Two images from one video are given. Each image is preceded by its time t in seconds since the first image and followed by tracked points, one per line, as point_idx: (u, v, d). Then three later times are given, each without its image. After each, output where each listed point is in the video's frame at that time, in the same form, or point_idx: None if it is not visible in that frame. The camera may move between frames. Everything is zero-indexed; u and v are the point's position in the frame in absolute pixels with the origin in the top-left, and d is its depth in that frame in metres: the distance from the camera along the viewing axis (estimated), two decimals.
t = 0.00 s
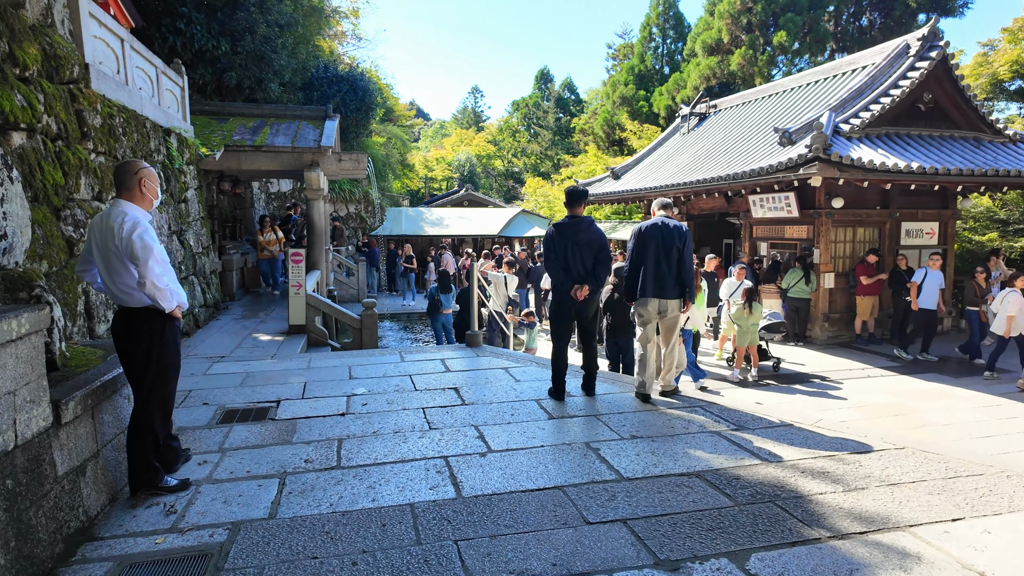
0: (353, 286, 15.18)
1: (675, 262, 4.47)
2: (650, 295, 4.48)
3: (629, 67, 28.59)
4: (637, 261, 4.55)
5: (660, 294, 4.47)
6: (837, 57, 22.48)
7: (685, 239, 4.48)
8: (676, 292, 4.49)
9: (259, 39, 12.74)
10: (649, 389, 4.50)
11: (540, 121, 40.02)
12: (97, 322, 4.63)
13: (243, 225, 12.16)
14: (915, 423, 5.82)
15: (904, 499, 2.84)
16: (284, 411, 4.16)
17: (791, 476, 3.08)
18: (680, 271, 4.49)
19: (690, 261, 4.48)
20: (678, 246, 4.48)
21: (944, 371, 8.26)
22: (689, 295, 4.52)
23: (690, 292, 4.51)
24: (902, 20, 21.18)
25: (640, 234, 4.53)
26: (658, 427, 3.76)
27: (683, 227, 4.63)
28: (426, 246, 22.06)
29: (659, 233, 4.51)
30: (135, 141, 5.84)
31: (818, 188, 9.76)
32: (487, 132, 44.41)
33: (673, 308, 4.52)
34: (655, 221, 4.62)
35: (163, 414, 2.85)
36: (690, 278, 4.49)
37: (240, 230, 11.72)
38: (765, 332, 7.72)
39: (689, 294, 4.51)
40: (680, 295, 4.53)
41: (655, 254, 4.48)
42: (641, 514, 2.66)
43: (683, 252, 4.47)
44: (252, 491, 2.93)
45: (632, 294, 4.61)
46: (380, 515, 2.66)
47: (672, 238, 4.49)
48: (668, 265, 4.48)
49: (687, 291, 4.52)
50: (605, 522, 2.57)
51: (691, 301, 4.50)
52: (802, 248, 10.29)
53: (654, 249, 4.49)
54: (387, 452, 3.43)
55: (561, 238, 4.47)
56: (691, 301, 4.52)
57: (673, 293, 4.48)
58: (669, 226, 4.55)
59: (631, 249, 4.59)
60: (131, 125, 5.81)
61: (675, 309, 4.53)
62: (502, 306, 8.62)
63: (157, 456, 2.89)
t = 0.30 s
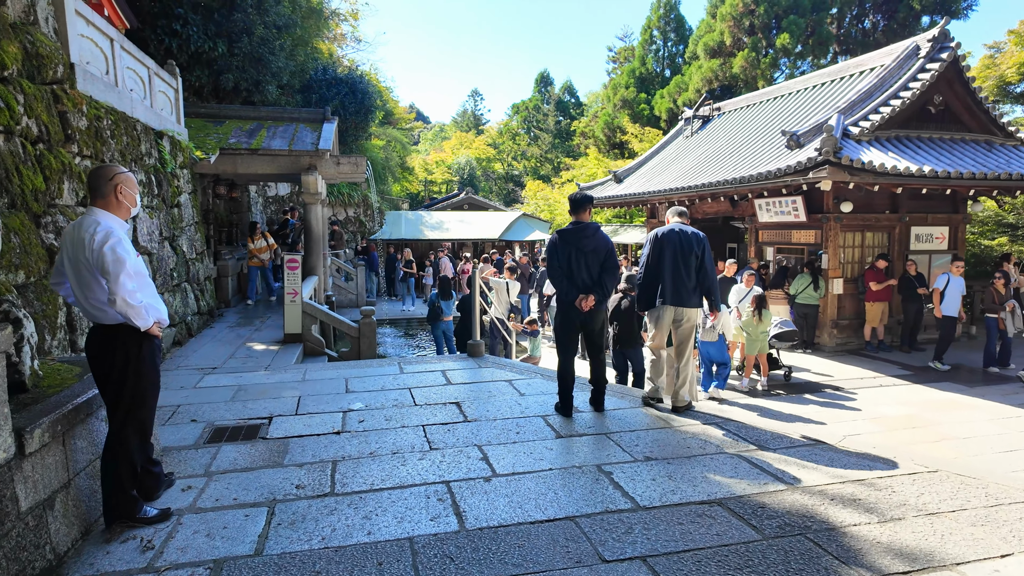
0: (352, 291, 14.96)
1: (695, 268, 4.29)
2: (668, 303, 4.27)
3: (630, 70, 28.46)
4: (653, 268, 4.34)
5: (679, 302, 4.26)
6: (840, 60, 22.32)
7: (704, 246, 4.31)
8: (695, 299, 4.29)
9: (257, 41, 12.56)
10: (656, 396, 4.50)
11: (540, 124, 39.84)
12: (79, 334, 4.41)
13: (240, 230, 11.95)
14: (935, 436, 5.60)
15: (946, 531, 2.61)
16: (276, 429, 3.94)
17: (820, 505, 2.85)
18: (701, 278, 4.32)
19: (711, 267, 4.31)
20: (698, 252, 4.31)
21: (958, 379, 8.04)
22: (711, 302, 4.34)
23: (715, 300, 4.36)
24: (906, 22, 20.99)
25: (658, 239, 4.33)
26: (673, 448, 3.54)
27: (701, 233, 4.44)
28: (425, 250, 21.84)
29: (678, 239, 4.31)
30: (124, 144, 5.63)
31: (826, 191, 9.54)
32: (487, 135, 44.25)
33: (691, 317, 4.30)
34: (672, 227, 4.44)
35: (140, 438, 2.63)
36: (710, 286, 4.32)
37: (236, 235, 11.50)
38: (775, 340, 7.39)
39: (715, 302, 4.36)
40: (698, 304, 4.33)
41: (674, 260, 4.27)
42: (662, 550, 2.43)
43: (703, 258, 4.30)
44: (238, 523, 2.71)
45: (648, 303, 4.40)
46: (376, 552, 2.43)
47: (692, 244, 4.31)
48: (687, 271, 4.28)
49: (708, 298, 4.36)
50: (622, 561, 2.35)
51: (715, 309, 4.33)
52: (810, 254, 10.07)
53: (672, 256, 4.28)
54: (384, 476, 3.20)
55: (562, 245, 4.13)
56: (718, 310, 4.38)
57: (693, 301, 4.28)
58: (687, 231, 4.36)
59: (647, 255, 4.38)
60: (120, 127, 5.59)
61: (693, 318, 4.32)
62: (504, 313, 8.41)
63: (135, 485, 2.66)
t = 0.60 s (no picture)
0: (349, 293, 14.72)
1: (696, 270, 3.99)
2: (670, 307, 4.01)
3: (630, 69, 28.24)
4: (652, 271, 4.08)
5: (681, 306, 3.99)
6: (843, 58, 22.08)
7: (705, 247, 4.02)
8: (699, 301, 4.00)
9: (252, 38, 12.32)
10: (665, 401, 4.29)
11: (540, 125, 39.59)
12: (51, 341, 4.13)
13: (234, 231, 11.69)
14: (955, 446, 5.34)
15: (994, 563, 2.36)
16: (259, 444, 3.68)
17: (851, 531, 2.60)
18: (703, 281, 4.01)
19: (714, 268, 4.01)
20: (699, 253, 4.01)
21: (973, 384, 7.78)
22: (717, 306, 4.03)
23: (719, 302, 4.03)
24: (910, 21, 20.74)
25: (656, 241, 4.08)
26: (687, 466, 3.28)
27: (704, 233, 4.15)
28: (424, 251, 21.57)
29: (677, 241, 4.04)
30: (107, 141, 5.37)
31: (835, 191, 9.28)
32: (486, 137, 44.01)
33: (694, 321, 4.02)
34: (673, 227, 4.17)
35: (99, 458, 2.39)
36: (714, 288, 4.00)
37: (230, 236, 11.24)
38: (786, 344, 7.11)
39: (716, 303, 4.01)
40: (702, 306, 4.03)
41: (674, 263, 4.01)
42: None
43: (705, 259, 4.00)
44: (210, 553, 2.45)
45: (648, 307, 4.14)
46: None
47: (692, 245, 4.02)
48: (688, 273, 4.00)
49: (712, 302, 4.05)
50: None
51: (719, 312, 3.99)
52: (817, 255, 9.81)
53: (672, 257, 4.01)
54: (373, 497, 2.94)
55: (562, 245, 3.85)
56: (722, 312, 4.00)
57: (695, 304, 3.99)
58: (687, 231, 4.08)
59: (647, 258, 4.13)
60: (102, 123, 5.33)
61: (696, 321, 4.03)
62: (504, 317, 8.15)
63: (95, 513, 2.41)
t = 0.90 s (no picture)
0: (348, 297, 14.50)
1: (694, 278, 3.71)
2: (666, 318, 3.81)
3: (633, 71, 28.03)
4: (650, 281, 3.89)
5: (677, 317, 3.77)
6: (848, 60, 21.85)
7: (703, 253, 3.71)
8: (696, 312, 3.74)
9: (248, 39, 12.10)
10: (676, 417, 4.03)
11: (541, 127, 39.38)
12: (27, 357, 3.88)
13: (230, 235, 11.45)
14: (978, 462, 5.10)
15: None
16: (246, 468, 3.44)
17: (891, 573, 2.36)
18: (702, 291, 3.72)
19: (712, 277, 3.69)
20: (695, 261, 3.72)
21: (990, 393, 7.54)
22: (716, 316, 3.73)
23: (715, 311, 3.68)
24: (916, 21, 20.52)
25: (653, 250, 3.89)
26: (705, 496, 3.03)
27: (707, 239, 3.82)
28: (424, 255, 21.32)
29: (673, 248, 3.80)
30: (91, 145, 5.15)
31: (845, 194, 9.01)
32: (487, 138, 43.81)
33: (692, 331, 3.78)
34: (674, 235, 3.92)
35: (60, 497, 2.16)
36: (712, 296, 3.68)
37: (226, 240, 11.01)
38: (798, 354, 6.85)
39: (713, 313, 3.69)
40: (701, 317, 3.75)
41: (671, 271, 3.78)
42: None
43: (701, 267, 3.70)
44: None
45: (645, 318, 3.96)
46: None
47: (688, 252, 3.76)
48: (685, 282, 3.74)
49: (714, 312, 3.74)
50: None
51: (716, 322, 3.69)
52: (827, 260, 9.56)
53: (667, 266, 3.80)
54: (365, 532, 2.70)
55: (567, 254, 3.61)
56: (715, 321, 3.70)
57: (692, 315, 3.74)
58: (686, 239, 3.81)
59: (645, 268, 3.94)
60: (86, 126, 5.10)
61: (696, 333, 3.78)
62: (506, 324, 7.92)
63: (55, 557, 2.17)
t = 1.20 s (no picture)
0: (354, 299, 14.35)
1: (715, 281, 3.51)
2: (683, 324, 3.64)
3: (641, 71, 27.80)
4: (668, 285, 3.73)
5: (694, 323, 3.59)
6: (860, 59, 21.54)
7: (723, 254, 3.48)
8: (715, 317, 3.55)
9: (253, 38, 11.97)
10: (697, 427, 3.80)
11: (548, 128, 39.14)
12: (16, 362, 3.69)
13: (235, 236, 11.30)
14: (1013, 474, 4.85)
15: None
16: (244, 481, 3.25)
17: None
18: (722, 295, 3.51)
19: (732, 281, 3.45)
20: (715, 263, 3.50)
21: (1016, 400, 7.27)
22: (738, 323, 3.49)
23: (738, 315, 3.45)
24: (930, 20, 20.21)
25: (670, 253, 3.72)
26: (737, 516, 2.81)
27: (728, 241, 3.58)
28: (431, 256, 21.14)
29: (690, 250, 3.61)
30: (89, 141, 4.98)
31: (864, 194, 8.73)
32: (494, 139, 43.64)
33: (711, 337, 3.58)
34: (695, 236, 3.72)
35: (36, 521, 1.96)
36: (734, 299, 3.45)
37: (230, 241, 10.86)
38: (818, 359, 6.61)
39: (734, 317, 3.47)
40: (721, 321, 3.55)
41: (689, 275, 3.60)
42: None
43: (721, 271, 3.47)
44: None
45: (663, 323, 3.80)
46: None
47: (706, 255, 3.54)
48: (703, 285, 3.55)
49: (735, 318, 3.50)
50: None
51: (735, 328, 3.45)
52: (844, 261, 9.29)
53: (684, 269, 3.62)
54: (369, 554, 2.50)
55: (586, 256, 3.41)
56: (737, 327, 3.45)
57: (710, 320, 3.55)
58: (706, 240, 3.59)
59: (664, 271, 3.77)
60: (83, 122, 4.92)
61: (716, 339, 3.57)
62: (515, 327, 7.71)
63: None
